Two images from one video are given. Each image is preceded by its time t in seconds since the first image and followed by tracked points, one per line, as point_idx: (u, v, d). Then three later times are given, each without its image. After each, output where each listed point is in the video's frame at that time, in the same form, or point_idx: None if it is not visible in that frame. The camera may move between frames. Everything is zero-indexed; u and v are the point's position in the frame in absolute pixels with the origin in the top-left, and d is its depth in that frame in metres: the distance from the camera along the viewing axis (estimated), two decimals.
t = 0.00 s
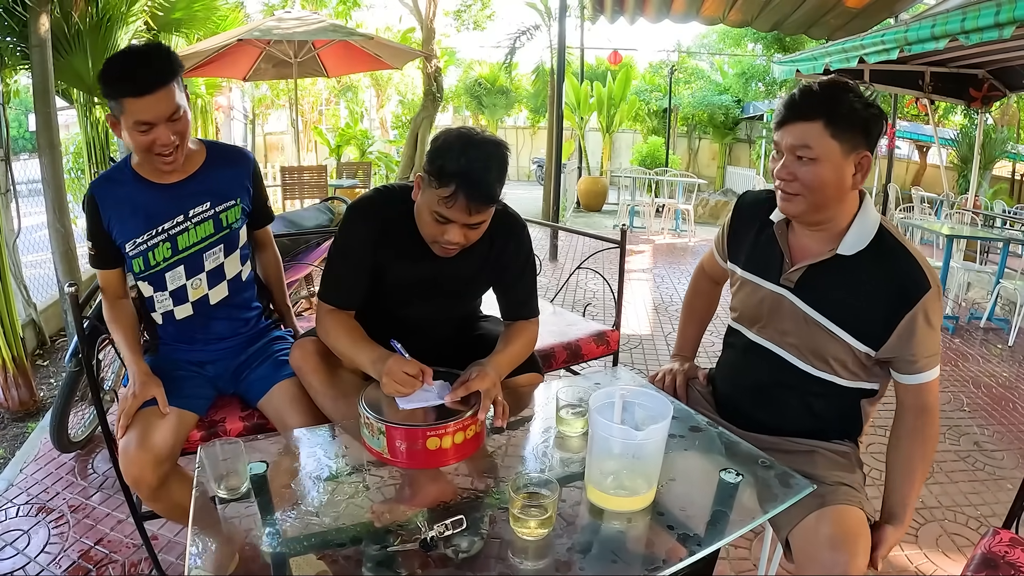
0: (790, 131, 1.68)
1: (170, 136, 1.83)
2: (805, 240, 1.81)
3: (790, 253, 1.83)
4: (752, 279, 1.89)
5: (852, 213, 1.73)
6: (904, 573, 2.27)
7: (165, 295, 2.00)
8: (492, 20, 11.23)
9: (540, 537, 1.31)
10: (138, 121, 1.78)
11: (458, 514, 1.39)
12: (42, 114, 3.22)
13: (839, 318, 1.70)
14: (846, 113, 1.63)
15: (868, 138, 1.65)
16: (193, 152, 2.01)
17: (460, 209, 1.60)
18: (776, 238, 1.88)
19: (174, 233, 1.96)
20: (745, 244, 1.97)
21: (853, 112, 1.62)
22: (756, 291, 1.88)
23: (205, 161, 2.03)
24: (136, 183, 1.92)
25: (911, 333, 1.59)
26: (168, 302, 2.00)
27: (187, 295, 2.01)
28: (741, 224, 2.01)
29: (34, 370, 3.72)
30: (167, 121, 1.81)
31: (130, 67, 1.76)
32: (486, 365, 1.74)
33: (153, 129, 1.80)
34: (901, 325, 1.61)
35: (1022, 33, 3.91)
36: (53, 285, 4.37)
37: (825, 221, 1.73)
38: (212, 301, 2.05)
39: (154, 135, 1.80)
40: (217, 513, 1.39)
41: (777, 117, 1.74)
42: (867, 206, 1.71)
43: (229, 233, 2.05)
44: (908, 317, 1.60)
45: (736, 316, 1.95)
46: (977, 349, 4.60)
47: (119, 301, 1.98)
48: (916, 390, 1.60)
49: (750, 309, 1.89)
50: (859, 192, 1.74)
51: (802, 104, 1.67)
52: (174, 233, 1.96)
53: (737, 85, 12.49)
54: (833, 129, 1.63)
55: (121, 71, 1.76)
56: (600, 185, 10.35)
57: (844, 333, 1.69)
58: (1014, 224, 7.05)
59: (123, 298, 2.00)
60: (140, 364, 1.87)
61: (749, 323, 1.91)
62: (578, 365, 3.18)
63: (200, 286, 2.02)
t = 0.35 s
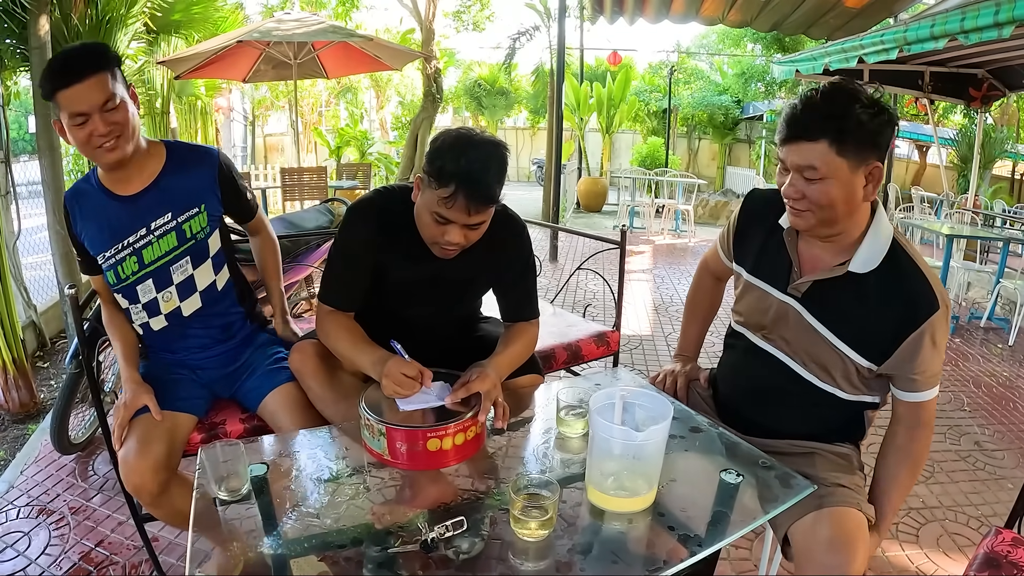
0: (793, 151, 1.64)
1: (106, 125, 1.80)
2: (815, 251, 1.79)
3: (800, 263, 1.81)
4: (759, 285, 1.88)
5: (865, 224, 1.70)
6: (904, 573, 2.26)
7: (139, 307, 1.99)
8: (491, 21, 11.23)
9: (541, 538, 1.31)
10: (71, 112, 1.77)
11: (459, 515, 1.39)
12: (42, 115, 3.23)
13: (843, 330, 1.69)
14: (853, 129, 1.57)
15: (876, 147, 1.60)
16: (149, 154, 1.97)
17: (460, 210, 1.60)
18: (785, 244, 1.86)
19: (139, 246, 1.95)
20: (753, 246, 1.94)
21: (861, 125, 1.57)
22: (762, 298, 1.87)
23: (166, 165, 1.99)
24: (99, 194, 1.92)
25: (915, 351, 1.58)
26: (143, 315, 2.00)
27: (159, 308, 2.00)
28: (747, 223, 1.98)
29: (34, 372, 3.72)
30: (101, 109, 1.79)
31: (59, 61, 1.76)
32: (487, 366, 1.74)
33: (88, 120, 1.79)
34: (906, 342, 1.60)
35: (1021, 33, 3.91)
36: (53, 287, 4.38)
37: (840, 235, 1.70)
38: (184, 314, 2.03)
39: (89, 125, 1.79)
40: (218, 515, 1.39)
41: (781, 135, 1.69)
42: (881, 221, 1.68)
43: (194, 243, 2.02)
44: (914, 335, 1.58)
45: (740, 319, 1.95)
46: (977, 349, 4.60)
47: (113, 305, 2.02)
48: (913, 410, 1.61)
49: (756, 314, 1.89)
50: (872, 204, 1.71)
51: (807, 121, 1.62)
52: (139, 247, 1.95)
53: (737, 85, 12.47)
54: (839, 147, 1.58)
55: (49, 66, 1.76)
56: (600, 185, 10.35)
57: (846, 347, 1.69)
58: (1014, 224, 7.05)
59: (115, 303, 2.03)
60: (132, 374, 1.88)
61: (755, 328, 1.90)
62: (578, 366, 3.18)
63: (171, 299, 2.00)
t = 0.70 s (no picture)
0: (753, 159, 1.65)
1: (140, 114, 1.84)
2: (798, 247, 1.81)
3: (785, 260, 1.83)
4: (750, 287, 1.90)
5: (843, 216, 1.73)
6: (904, 573, 2.27)
7: (144, 309, 1.99)
8: (491, 22, 11.23)
9: (541, 538, 1.32)
10: (105, 100, 1.80)
11: (459, 516, 1.40)
12: (42, 117, 3.24)
13: (836, 325, 1.70)
14: (802, 126, 1.58)
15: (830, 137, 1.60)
16: (164, 151, 1.98)
17: (457, 212, 1.60)
18: (771, 246, 1.88)
19: (148, 248, 1.94)
20: (742, 250, 1.97)
21: (807, 120, 1.59)
22: (754, 298, 1.89)
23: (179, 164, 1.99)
24: (110, 194, 1.91)
25: (903, 335, 1.59)
26: (147, 317, 2.00)
27: (166, 311, 2.00)
28: (737, 228, 2.00)
29: (35, 374, 3.73)
30: (136, 99, 1.84)
31: (94, 52, 1.80)
32: (486, 368, 1.74)
33: (123, 108, 1.82)
34: (897, 326, 1.61)
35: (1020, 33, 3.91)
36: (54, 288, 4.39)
37: (813, 233, 1.73)
38: (191, 316, 2.03)
39: (125, 113, 1.82)
40: (220, 516, 1.40)
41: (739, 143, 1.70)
42: (860, 211, 1.70)
43: (205, 246, 2.01)
44: (902, 319, 1.59)
45: (737, 322, 1.96)
46: (977, 349, 4.60)
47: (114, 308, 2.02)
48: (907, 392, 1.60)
49: (750, 315, 1.90)
50: (842, 190, 1.72)
51: (756, 128, 1.64)
52: (149, 249, 1.94)
53: (737, 85, 12.47)
54: (790, 146, 1.59)
55: (84, 56, 1.79)
56: (600, 186, 10.35)
57: (842, 341, 1.69)
58: (1014, 224, 7.06)
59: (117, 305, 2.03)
60: (128, 380, 1.87)
61: (751, 330, 1.91)
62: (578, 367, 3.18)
63: (178, 302, 2.01)
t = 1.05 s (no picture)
0: (701, 151, 1.74)
1: (187, 114, 1.87)
2: (761, 245, 1.85)
3: (752, 256, 1.86)
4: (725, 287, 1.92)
5: (797, 205, 1.75)
6: (903, 573, 2.27)
7: (172, 307, 2.00)
8: (491, 23, 11.21)
9: (538, 538, 1.32)
10: (155, 97, 1.82)
11: (457, 517, 1.41)
12: (42, 119, 3.25)
13: (799, 311, 1.72)
14: (741, 116, 1.67)
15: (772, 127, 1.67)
16: (204, 153, 1.99)
17: (452, 213, 1.61)
18: (739, 245, 1.91)
19: (183, 245, 1.95)
20: (719, 253, 2.00)
21: (748, 111, 1.67)
22: (728, 296, 1.91)
23: (216, 165, 2.01)
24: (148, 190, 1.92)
25: (866, 317, 1.59)
26: (176, 314, 2.01)
27: (196, 309, 2.02)
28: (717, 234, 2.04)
29: (35, 375, 3.73)
30: (184, 99, 1.86)
31: (147, 49, 1.83)
32: (484, 369, 1.75)
33: (172, 105, 1.84)
34: (856, 306, 1.62)
35: (1018, 33, 3.91)
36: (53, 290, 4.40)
37: (767, 224, 1.76)
38: (222, 314, 2.06)
39: (173, 111, 1.84)
40: (220, 517, 1.40)
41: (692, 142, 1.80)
42: (812, 197, 1.73)
43: (239, 247, 2.03)
44: (859, 300, 1.61)
45: (717, 324, 1.97)
46: (976, 349, 4.60)
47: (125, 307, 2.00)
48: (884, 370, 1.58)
49: (725, 314, 1.92)
50: (794, 176, 1.74)
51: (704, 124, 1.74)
52: (183, 246, 1.95)
53: (736, 86, 12.48)
54: (729, 134, 1.67)
55: (137, 52, 1.82)
56: (599, 187, 10.38)
57: (806, 327, 1.71)
58: (1013, 224, 7.07)
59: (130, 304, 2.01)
60: (137, 381, 1.87)
61: (728, 328, 1.93)
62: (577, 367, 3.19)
63: (209, 300, 2.03)
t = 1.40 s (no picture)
0: (686, 149, 1.75)
1: (221, 110, 1.86)
2: (745, 240, 1.86)
3: (739, 253, 1.87)
4: (716, 287, 1.94)
5: (778, 199, 1.77)
6: (903, 573, 2.28)
7: (183, 305, 2.00)
8: (491, 24, 11.19)
9: (540, 539, 1.32)
10: (191, 89, 1.81)
11: (458, 518, 1.41)
12: (42, 120, 3.25)
13: (791, 299, 1.73)
14: (720, 114, 1.69)
15: (753, 124, 1.69)
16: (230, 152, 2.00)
17: (452, 212, 1.61)
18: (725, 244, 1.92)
19: (200, 246, 1.96)
20: (707, 255, 2.01)
21: (730, 108, 1.69)
22: (718, 295, 1.93)
23: (242, 167, 2.01)
24: (172, 186, 1.93)
25: (854, 292, 1.60)
26: (185, 312, 2.01)
27: (206, 309, 2.02)
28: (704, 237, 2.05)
29: (35, 376, 3.73)
30: (219, 95, 1.85)
31: (187, 41, 1.83)
32: (485, 369, 1.75)
33: (207, 100, 1.83)
34: (845, 284, 1.63)
35: (1019, 33, 3.91)
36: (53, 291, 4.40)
37: (753, 219, 1.78)
38: (229, 318, 2.07)
39: (208, 106, 1.83)
40: (221, 517, 1.40)
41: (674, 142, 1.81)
42: (793, 187, 1.77)
43: (254, 252, 2.04)
44: (848, 277, 1.62)
45: (710, 326, 1.97)
46: (976, 348, 4.61)
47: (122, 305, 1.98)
48: (884, 345, 1.56)
49: (717, 313, 1.93)
50: (773, 171, 1.75)
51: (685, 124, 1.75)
52: (200, 247, 1.96)
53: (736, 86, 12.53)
54: (712, 129, 1.69)
55: (177, 43, 1.82)
56: (599, 187, 10.42)
57: (798, 313, 1.72)
58: (1012, 223, 7.08)
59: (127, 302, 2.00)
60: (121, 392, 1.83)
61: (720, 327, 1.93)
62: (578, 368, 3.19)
63: (220, 302, 2.03)
